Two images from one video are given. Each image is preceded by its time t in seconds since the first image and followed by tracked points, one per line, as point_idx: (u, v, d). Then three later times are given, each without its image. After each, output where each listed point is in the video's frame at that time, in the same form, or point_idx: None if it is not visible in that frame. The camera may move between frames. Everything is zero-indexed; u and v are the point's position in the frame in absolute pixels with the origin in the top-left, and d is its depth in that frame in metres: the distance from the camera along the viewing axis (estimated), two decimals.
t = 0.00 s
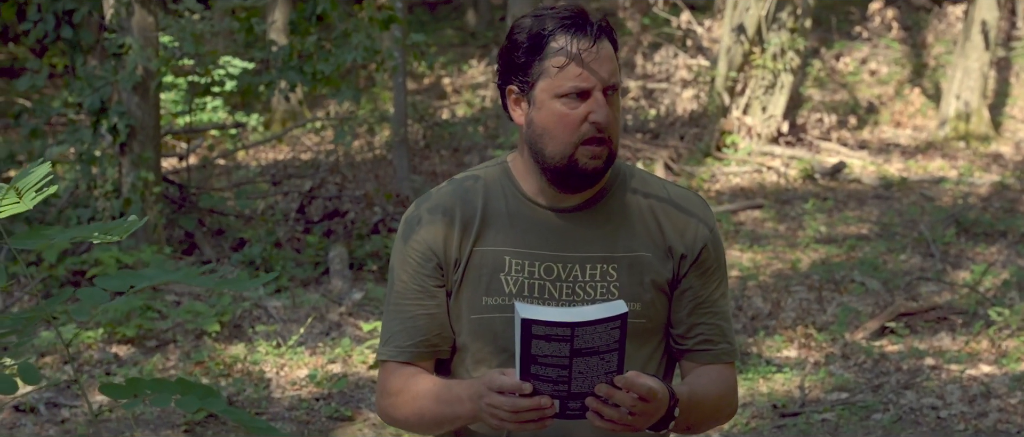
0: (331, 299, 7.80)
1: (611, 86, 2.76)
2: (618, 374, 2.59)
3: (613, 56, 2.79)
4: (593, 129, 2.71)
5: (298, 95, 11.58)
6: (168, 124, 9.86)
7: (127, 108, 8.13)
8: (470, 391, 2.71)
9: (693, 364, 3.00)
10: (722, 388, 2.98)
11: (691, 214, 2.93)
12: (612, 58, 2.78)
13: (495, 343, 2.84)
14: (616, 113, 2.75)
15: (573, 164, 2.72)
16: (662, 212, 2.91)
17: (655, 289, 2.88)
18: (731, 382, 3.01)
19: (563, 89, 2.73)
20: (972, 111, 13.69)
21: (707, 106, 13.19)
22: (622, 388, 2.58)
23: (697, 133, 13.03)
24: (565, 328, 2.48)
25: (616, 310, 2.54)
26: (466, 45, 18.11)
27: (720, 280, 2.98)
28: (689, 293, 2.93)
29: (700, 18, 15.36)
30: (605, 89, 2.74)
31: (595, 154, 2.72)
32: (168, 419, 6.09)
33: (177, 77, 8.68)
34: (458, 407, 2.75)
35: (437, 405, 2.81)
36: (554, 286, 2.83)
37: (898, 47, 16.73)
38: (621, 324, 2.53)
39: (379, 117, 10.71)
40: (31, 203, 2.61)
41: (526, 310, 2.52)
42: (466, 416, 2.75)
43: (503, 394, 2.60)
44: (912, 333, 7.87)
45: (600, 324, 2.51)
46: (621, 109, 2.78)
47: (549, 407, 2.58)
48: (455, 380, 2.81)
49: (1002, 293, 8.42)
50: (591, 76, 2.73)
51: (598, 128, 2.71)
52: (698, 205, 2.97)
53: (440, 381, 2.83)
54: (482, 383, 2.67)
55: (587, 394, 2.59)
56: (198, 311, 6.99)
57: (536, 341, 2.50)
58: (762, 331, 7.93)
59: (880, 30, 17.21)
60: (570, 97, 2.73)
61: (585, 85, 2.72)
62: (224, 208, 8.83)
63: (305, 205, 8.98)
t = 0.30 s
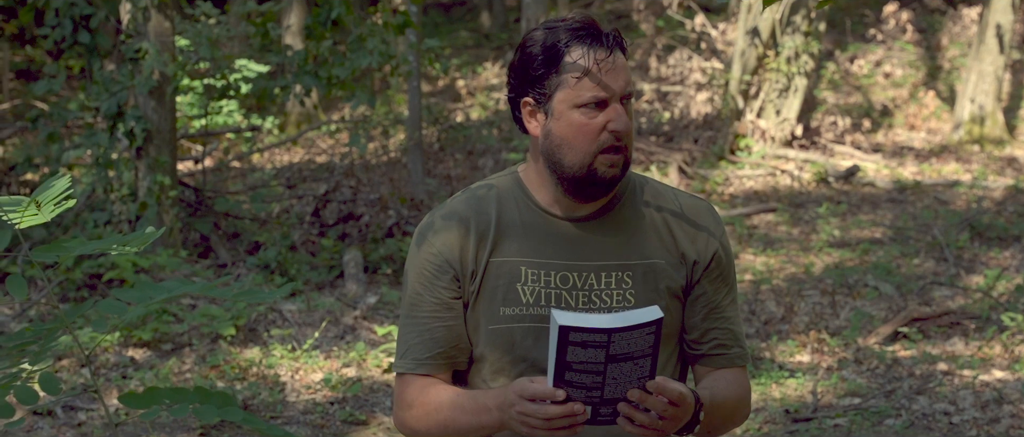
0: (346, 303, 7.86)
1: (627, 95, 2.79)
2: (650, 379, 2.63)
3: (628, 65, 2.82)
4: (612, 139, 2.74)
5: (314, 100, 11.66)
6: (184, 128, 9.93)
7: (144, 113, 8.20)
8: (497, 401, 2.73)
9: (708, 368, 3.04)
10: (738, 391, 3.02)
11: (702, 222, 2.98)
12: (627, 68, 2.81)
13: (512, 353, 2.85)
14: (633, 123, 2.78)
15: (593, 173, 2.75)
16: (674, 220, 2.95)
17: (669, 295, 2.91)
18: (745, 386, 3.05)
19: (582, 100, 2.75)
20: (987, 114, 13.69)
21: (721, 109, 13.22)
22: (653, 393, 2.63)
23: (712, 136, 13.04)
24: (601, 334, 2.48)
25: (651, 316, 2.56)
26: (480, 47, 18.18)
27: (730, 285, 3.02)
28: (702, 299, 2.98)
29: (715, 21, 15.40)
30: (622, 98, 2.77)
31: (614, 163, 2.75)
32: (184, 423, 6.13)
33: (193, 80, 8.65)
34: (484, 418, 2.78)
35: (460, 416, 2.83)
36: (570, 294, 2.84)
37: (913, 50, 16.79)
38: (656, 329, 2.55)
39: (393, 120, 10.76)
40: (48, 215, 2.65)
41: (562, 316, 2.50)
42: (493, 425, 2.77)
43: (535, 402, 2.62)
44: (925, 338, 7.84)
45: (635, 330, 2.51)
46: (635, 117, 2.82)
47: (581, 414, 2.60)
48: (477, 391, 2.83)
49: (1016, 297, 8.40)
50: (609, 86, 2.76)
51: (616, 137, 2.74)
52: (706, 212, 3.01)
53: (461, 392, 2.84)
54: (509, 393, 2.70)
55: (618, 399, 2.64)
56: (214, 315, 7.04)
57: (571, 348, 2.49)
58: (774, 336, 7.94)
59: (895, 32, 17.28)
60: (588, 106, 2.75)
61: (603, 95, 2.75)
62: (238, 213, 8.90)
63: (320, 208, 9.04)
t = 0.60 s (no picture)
0: (352, 305, 7.90)
1: (635, 99, 2.83)
2: (675, 379, 2.67)
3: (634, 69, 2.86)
4: (621, 143, 2.79)
5: (321, 103, 11.72)
6: (192, 130, 9.99)
7: (152, 115, 8.24)
8: (518, 404, 2.75)
9: (713, 368, 3.08)
10: (746, 390, 3.05)
11: (705, 224, 3.02)
12: (634, 71, 2.85)
13: (523, 358, 2.87)
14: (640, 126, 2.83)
15: (603, 177, 2.79)
16: (677, 223, 2.99)
17: (676, 297, 2.94)
18: (752, 386, 3.09)
19: (591, 105, 2.79)
20: (992, 116, 13.72)
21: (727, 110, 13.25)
22: (677, 393, 2.67)
23: (718, 137, 13.06)
24: (630, 335, 2.51)
25: (679, 316, 2.60)
26: (486, 48, 18.22)
27: (732, 285, 3.07)
28: (708, 299, 3.02)
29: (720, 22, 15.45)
30: (630, 102, 2.81)
31: (624, 166, 2.80)
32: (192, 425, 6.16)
33: (201, 82, 8.65)
34: (504, 423, 2.79)
35: (476, 423, 2.84)
36: (578, 299, 2.86)
37: (919, 51, 16.83)
38: (683, 329, 2.59)
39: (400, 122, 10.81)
40: (62, 223, 2.69)
41: (592, 317, 2.52)
42: (514, 429, 2.78)
43: (560, 404, 2.64)
44: (930, 340, 7.86)
45: (664, 331, 2.55)
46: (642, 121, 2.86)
47: (606, 415, 2.64)
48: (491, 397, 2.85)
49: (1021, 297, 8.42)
50: (617, 91, 2.80)
51: (625, 141, 2.79)
52: (707, 214, 3.05)
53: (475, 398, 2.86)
54: (529, 398, 2.72)
55: (643, 400, 2.67)
56: (221, 317, 7.08)
57: (600, 349, 2.52)
58: (779, 337, 7.96)
59: (901, 34, 17.35)
60: (597, 111, 2.79)
61: (612, 100, 2.79)
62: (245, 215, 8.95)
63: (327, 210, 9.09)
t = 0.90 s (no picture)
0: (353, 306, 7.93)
1: (634, 102, 2.87)
2: (689, 378, 2.73)
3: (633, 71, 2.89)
4: (622, 144, 2.82)
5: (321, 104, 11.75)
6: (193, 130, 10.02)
7: (153, 117, 8.27)
8: (530, 406, 2.75)
9: (715, 366, 3.13)
10: (748, 388, 3.09)
11: (702, 226, 3.06)
12: (633, 74, 2.88)
13: (528, 359, 2.89)
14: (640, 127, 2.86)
15: (605, 178, 2.82)
16: (675, 224, 3.02)
17: (676, 296, 2.97)
18: (753, 384, 3.13)
19: (592, 107, 2.82)
20: (991, 117, 13.76)
21: (726, 111, 13.27)
22: (691, 391, 2.73)
23: (717, 138, 13.09)
24: (650, 334, 2.55)
25: (696, 315, 2.64)
26: (486, 48, 18.25)
27: (729, 285, 3.11)
28: (707, 298, 3.05)
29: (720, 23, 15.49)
30: (630, 104, 2.85)
31: (625, 168, 2.83)
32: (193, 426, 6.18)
33: (202, 83, 8.69)
34: (515, 425, 2.79)
35: (485, 425, 2.84)
36: (581, 300, 2.89)
37: (918, 52, 16.87)
38: (700, 328, 2.64)
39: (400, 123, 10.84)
40: (66, 225, 2.72)
41: (612, 316, 2.54)
42: (525, 430, 2.78)
43: (575, 404, 2.66)
44: (929, 341, 7.88)
45: (683, 330, 2.60)
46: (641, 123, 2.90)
47: (622, 414, 2.67)
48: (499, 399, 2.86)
49: (1019, 299, 8.45)
50: (617, 93, 2.83)
51: (626, 142, 2.82)
52: (703, 216, 3.09)
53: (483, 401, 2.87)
54: (542, 399, 2.73)
55: (658, 399, 2.72)
56: (222, 318, 7.10)
57: (620, 349, 2.55)
58: (779, 338, 7.98)
59: (900, 35, 17.39)
60: (598, 113, 2.82)
61: (612, 102, 2.82)
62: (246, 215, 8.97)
63: (328, 211, 9.12)
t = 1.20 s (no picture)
0: (351, 306, 7.96)
1: (622, 103, 2.87)
2: (694, 377, 2.76)
3: (623, 73, 2.89)
4: (607, 145, 2.83)
5: (319, 104, 11.77)
6: (191, 131, 10.04)
7: (151, 117, 8.29)
8: (533, 406, 2.77)
9: (712, 365, 3.15)
10: (745, 387, 3.12)
11: (698, 227, 3.09)
12: (622, 76, 2.89)
13: (529, 358, 2.91)
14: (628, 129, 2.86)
15: (590, 177, 2.83)
16: (672, 224, 3.05)
17: (674, 296, 3.00)
18: (749, 383, 3.16)
19: (577, 107, 2.84)
20: (987, 117, 13.80)
21: (723, 111, 13.31)
22: (696, 390, 2.76)
23: (715, 138, 13.13)
24: (657, 334, 2.58)
25: (701, 315, 2.67)
26: (484, 49, 18.28)
27: (725, 285, 3.14)
28: (704, 297, 3.08)
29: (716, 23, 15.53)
30: (617, 105, 2.86)
31: (611, 168, 2.83)
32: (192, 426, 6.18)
33: (200, 84, 8.69)
34: (517, 425, 2.80)
35: (488, 425, 2.85)
36: (580, 300, 2.91)
37: (915, 52, 16.93)
38: (706, 327, 2.67)
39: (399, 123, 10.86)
40: (66, 226, 2.74)
41: (619, 316, 2.57)
42: (528, 430, 2.80)
43: (580, 404, 2.67)
44: (925, 340, 7.91)
45: (688, 329, 2.63)
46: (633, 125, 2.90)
47: (627, 413, 2.70)
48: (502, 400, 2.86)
49: (1015, 299, 8.47)
50: (603, 94, 2.84)
51: (612, 143, 2.83)
52: (699, 216, 3.12)
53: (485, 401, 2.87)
54: (547, 399, 2.74)
55: (663, 398, 2.76)
56: (220, 318, 7.10)
57: (627, 349, 2.57)
58: (775, 338, 8.01)
59: (897, 35, 17.44)
60: (583, 114, 2.84)
61: (597, 102, 2.84)
62: (243, 215, 8.99)
63: (326, 211, 9.13)
